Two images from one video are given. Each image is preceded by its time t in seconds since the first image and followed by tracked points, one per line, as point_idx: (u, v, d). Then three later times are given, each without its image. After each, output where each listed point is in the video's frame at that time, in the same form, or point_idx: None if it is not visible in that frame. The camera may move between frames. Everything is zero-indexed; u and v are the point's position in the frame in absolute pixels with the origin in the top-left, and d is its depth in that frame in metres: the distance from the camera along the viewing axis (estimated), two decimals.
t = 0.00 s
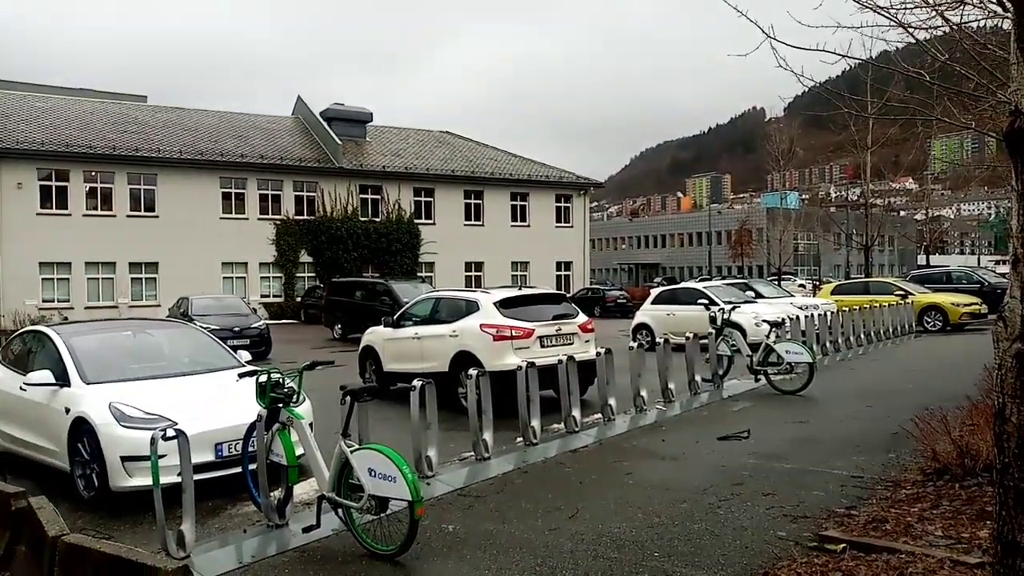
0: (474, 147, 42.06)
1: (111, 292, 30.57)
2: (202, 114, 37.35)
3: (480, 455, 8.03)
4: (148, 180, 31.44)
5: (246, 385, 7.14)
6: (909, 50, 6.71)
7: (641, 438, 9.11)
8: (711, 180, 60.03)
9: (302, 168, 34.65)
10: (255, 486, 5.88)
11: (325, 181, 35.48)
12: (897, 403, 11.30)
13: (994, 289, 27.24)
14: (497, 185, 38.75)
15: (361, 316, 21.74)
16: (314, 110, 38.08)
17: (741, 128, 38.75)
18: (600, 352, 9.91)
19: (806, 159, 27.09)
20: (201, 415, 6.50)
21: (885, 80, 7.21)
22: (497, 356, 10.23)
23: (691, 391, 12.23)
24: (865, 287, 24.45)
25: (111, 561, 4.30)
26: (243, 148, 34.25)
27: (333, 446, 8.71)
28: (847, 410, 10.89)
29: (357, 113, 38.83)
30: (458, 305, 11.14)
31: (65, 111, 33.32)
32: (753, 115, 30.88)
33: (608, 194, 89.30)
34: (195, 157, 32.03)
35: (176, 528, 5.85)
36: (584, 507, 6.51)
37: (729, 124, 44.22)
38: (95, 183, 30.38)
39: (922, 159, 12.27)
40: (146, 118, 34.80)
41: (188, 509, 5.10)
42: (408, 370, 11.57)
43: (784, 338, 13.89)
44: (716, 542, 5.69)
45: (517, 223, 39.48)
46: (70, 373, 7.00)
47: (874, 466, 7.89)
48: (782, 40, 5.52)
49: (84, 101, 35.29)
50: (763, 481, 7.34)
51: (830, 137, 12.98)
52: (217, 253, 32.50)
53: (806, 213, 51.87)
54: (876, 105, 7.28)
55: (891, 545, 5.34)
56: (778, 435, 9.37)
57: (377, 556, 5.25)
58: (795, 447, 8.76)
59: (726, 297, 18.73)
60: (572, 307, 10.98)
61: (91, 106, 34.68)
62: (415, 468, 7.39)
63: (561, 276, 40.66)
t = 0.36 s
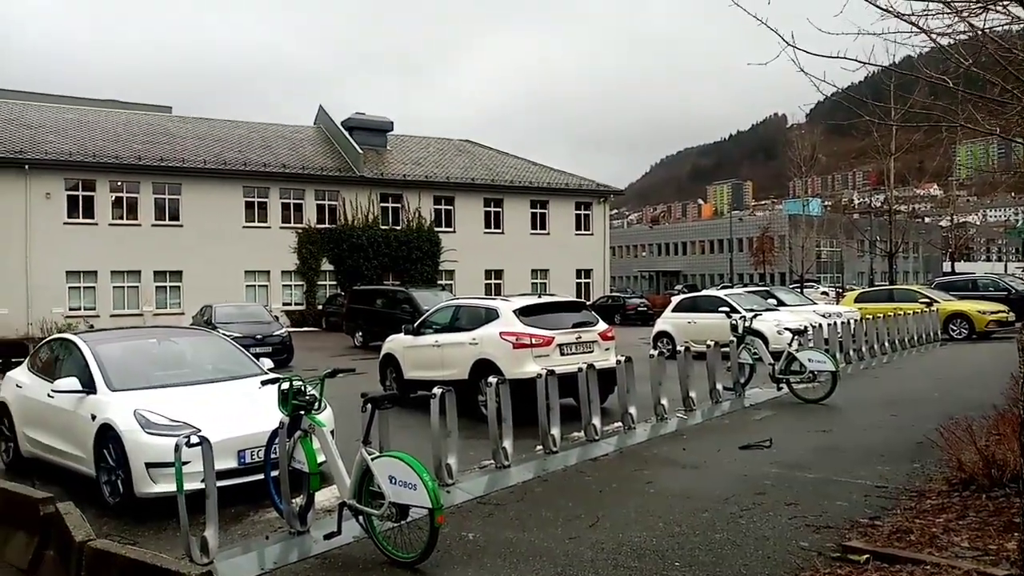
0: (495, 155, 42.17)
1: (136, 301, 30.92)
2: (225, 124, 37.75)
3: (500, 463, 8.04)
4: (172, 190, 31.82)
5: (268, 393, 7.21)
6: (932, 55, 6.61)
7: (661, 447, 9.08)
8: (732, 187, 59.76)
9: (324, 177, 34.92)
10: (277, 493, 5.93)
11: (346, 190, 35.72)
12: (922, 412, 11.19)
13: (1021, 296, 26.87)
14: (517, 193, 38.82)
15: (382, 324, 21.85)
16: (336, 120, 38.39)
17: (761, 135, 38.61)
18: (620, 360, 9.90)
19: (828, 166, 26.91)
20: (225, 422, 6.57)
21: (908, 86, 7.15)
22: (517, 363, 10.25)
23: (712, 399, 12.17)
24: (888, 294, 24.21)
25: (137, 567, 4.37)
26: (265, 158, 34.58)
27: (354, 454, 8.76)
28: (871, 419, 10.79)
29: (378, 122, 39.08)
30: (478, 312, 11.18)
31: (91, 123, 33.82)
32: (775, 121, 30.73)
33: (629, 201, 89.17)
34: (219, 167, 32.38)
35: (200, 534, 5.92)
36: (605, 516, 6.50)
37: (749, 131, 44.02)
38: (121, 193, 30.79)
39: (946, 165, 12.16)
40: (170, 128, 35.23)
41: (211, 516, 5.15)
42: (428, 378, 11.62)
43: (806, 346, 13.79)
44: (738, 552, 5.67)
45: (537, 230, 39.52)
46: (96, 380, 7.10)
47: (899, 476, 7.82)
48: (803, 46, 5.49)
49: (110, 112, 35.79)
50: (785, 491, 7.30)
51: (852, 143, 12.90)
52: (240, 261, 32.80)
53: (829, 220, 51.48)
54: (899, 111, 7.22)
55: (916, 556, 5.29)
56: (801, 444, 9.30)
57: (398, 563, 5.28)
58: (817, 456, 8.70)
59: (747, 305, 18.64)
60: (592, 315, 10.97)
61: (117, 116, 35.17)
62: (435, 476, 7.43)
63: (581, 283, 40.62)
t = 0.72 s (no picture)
0: (521, 151, 42.17)
1: (169, 298, 31.38)
2: (255, 123, 38.16)
3: (528, 457, 8.08)
4: (204, 188, 32.24)
5: (299, 388, 7.31)
6: (965, 45, 6.48)
7: (690, 442, 9.07)
8: (761, 180, 59.21)
9: (351, 174, 35.16)
10: (309, 486, 6.01)
11: (373, 187, 35.94)
12: (956, 407, 11.03)
13: None
14: (544, 188, 38.79)
15: (410, 320, 21.97)
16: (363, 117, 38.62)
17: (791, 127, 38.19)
18: (648, 355, 9.88)
19: (859, 158, 26.57)
20: (257, 417, 6.68)
21: (941, 77, 7.04)
22: (545, 359, 10.28)
23: (742, 394, 12.11)
24: (921, 288, 23.87)
25: (175, 558, 4.48)
26: (294, 156, 34.90)
27: (383, 448, 8.84)
28: (904, 414, 10.67)
29: (405, 119, 39.25)
30: (505, 308, 11.22)
31: (125, 123, 34.37)
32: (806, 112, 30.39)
33: (656, 195, 88.76)
34: (249, 165, 32.74)
35: (234, 527, 6.03)
36: (633, 511, 6.52)
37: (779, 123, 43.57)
38: (153, 192, 31.28)
39: (980, 155, 11.95)
40: (201, 128, 35.67)
41: (245, 509, 5.24)
42: (456, 373, 11.68)
43: (837, 341, 13.66)
44: (766, 547, 5.66)
45: (563, 226, 39.46)
46: (132, 375, 7.24)
47: (931, 471, 7.73)
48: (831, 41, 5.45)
49: (143, 112, 36.34)
50: (816, 486, 7.26)
51: (883, 134, 12.74)
52: (270, 259, 33.16)
53: (860, 213, 50.80)
54: (932, 103, 7.11)
55: (949, 552, 5.25)
56: (832, 439, 9.23)
57: (427, 556, 5.33)
58: (848, 451, 8.63)
59: (777, 299, 18.49)
60: (619, 310, 10.96)
61: (150, 117, 35.72)
62: (464, 470, 7.48)
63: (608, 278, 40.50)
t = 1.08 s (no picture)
0: (543, 149, 42.14)
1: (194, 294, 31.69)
2: (280, 120, 38.45)
3: (550, 455, 8.09)
4: (229, 185, 32.51)
5: (324, 383, 7.37)
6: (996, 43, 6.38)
7: (712, 442, 9.03)
8: (786, 179, 58.73)
9: (374, 172, 35.32)
10: (333, 481, 6.06)
11: (396, 185, 36.07)
12: (984, 410, 10.89)
13: None
14: (566, 186, 38.74)
15: (432, 317, 22.05)
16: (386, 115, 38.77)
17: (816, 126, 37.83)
18: (670, 354, 9.85)
19: (886, 157, 26.26)
20: (282, 411, 6.74)
21: (970, 75, 6.94)
22: (567, 357, 10.29)
23: (765, 394, 12.04)
24: (949, 289, 23.58)
25: (202, 549, 4.55)
26: (318, 154, 35.12)
27: (406, 444, 8.89)
28: (930, 416, 10.56)
29: (428, 117, 39.37)
30: (527, 305, 11.23)
31: (152, 120, 34.77)
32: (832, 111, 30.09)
33: (680, 194, 88.37)
34: (273, 163, 32.99)
35: (260, 518, 6.10)
36: (655, 509, 6.52)
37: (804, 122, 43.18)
38: (180, 189, 31.62)
39: (1010, 154, 11.76)
40: (228, 125, 35.98)
41: (270, 501, 5.30)
42: (478, 370, 11.72)
43: (863, 342, 13.54)
44: (790, 547, 5.64)
45: (585, 224, 39.41)
46: (160, 369, 7.35)
47: (957, 474, 7.65)
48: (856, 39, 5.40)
49: (170, 110, 36.76)
50: (840, 487, 7.21)
51: (910, 133, 12.60)
52: (293, 256, 33.40)
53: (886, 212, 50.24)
54: (960, 102, 7.01)
55: (977, 556, 5.19)
56: (857, 440, 9.16)
57: (450, 551, 5.36)
58: (873, 453, 8.56)
59: (801, 299, 18.36)
60: (641, 308, 10.94)
61: (177, 114, 36.11)
62: (486, 467, 7.51)
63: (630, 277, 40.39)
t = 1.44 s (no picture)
0: (577, 141, 42.01)
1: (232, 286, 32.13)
2: (315, 114, 38.81)
3: (582, 448, 8.09)
4: (266, 179, 32.90)
5: (359, 375, 7.45)
6: None
7: (747, 436, 8.97)
8: (824, 169, 57.86)
9: (408, 165, 35.51)
10: (368, 471, 6.13)
11: (430, 178, 36.22)
12: None
13: None
14: (600, 178, 38.58)
15: (465, 309, 22.14)
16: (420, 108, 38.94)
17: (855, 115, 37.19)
18: (704, 347, 9.79)
19: (927, 146, 25.76)
20: (319, 402, 6.83)
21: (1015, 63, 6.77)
22: (600, 350, 10.28)
23: (802, 389, 11.91)
24: (991, 281, 23.08)
25: (240, 537, 4.64)
26: (352, 147, 35.39)
27: (440, 436, 8.95)
28: (972, 411, 10.37)
29: (461, 110, 39.45)
30: (560, 298, 11.23)
31: (191, 115, 35.31)
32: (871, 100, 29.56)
33: (715, 186, 87.59)
34: (308, 156, 33.31)
35: (296, 508, 6.19)
36: (689, 503, 6.50)
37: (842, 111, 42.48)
38: (218, 183, 32.08)
39: None
40: (264, 120, 36.41)
41: (306, 490, 5.38)
42: (511, 363, 11.75)
43: (903, 336, 13.31)
44: (826, 544, 5.59)
45: (619, 216, 39.22)
46: (199, 360, 7.48)
47: (1000, 471, 7.51)
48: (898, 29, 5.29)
49: (208, 104, 37.29)
50: (878, 483, 7.12)
51: (953, 122, 12.34)
52: (328, 248, 33.71)
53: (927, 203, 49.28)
54: (1004, 90, 6.85)
55: (1019, 555, 5.10)
56: (896, 436, 9.03)
57: (483, 542, 5.40)
58: (913, 448, 8.44)
59: (840, 292, 18.11)
60: (675, 301, 10.87)
61: (214, 109, 36.63)
62: (519, 459, 7.55)
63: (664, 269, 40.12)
